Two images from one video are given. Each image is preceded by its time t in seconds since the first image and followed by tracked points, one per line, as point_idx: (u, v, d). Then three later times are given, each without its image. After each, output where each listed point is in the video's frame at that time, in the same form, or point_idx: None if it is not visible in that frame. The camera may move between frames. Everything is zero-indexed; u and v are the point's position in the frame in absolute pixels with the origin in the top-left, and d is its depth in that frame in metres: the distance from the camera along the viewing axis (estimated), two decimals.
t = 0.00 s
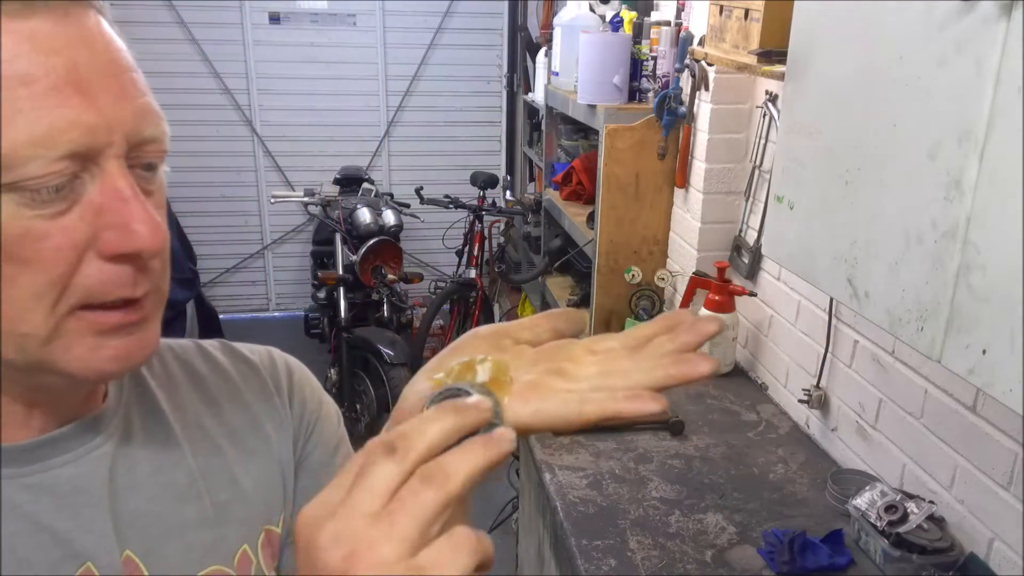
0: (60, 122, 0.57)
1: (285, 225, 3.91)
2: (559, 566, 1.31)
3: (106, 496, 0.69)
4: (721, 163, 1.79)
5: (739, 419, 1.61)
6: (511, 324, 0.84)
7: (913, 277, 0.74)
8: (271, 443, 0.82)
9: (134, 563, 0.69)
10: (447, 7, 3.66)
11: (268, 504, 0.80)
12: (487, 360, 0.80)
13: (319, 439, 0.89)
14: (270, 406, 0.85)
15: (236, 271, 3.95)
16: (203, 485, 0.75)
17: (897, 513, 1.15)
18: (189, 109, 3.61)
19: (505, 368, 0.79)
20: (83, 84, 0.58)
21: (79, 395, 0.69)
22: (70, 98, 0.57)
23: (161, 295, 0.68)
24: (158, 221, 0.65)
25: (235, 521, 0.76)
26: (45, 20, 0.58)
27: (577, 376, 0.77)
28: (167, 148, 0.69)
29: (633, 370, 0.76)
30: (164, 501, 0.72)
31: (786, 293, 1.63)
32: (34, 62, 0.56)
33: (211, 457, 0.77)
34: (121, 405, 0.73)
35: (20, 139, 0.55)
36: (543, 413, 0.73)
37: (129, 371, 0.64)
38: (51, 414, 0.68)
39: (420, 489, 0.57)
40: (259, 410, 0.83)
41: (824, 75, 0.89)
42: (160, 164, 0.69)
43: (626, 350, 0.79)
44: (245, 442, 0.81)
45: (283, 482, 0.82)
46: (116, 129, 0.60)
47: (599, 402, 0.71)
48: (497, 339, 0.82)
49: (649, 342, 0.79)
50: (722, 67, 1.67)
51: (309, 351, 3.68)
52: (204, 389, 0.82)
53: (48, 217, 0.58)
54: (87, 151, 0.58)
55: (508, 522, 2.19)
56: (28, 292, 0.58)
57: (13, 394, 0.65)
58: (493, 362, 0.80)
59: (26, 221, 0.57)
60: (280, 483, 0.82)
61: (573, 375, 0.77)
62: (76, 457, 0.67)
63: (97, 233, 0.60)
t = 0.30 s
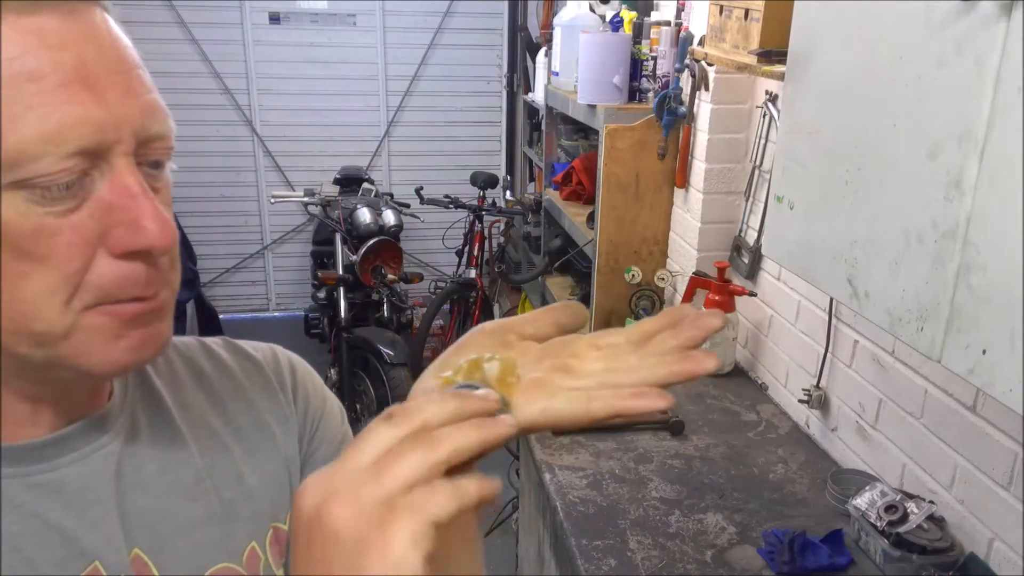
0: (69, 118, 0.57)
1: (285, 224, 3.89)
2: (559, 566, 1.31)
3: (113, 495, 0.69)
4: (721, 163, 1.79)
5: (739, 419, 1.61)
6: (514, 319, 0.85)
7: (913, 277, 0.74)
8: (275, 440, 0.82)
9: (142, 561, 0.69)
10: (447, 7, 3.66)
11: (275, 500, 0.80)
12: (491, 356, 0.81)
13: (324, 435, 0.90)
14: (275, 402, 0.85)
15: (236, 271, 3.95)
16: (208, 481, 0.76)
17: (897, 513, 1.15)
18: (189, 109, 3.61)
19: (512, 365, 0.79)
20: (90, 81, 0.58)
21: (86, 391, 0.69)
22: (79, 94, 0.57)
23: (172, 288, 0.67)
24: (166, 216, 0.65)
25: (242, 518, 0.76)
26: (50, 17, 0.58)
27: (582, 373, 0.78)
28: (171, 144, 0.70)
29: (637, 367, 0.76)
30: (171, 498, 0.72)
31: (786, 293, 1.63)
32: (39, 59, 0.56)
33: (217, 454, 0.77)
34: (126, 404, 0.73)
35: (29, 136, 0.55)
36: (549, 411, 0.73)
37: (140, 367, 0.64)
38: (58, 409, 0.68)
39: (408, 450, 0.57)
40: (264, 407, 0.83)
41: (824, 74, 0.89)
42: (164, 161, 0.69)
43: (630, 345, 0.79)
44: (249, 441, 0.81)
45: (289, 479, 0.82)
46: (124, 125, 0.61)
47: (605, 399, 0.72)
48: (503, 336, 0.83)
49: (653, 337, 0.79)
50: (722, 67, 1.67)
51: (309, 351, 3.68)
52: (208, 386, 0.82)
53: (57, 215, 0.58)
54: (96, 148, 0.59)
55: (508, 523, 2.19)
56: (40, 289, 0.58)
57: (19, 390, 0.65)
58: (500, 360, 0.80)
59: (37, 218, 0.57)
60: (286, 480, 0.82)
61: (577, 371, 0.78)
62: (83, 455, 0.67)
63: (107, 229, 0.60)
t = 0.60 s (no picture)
0: (114, 129, 0.51)
1: (285, 224, 3.90)
2: (559, 566, 1.31)
3: (128, 490, 0.64)
4: (721, 163, 1.79)
5: (739, 419, 1.61)
6: (544, 327, 0.87)
7: (913, 277, 0.74)
8: (292, 446, 0.82)
9: (159, 558, 0.63)
10: (447, 8, 3.66)
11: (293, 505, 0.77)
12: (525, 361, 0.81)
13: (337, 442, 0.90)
14: (291, 409, 0.85)
15: (236, 271, 3.95)
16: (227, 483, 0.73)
17: (897, 513, 1.15)
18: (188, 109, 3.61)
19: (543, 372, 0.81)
20: (130, 90, 0.52)
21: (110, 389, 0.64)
22: (125, 107, 0.52)
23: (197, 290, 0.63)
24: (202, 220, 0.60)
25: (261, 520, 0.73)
26: (89, 25, 0.51)
27: (612, 381, 0.81)
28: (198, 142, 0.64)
29: (665, 374, 0.81)
30: (191, 498, 0.68)
31: (786, 293, 1.63)
32: (77, 66, 0.49)
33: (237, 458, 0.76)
34: (145, 402, 0.70)
35: (72, 150, 0.49)
36: (582, 412, 0.75)
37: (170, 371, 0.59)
38: (80, 407, 0.63)
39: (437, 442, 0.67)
40: (280, 414, 0.84)
41: (824, 74, 0.89)
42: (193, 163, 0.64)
43: (656, 358, 0.85)
44: (266, 445, 0.80)
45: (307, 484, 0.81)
46: (166, 134, 0.55)
47: (635, 402, 0.75)
48: (536, 344, 0.85)
49: (679, 349, 0.85)
50: (722, 67, 1.67)
51: (309, 351, 3.68)
52: (226, 392, 0.82)
53: (96, 220, 0.52)
54: (139, 156, 0.53)
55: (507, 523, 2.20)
56: (82, 290, 0.52)
57: (44, 387, 0.58)
58: (533, 367, 0.80)
59: (80, 225, 0.51)
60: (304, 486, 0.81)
61: (607, 379, 0.82)
62: (104, 449, 0.63)
63: (146, 236, 0.55)
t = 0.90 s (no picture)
0: (150, 128, 0.55)
1: (285, 224, 3.90)
2: (559, 566, 1.31)
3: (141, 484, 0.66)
4: (721, 163, 1.79)
5: (739, 419, 1.61)
6: (571, 338, 0.95)
7: (913, 277, 0.74)
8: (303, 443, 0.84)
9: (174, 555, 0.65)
10: (447, 7, 3.66)
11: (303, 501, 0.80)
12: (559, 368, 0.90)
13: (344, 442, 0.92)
14: (300, 409, 0.88)
15: (236, 271, 3.95)
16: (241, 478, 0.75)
17: (897, 513, 1.15)
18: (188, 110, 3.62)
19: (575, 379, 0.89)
20: (164, 90, 0.57)
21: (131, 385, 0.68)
22: (156, 107, 0.56)
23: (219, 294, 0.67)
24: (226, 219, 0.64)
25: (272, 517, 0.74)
26: (126, 26, 0.56)
27: (639, 386, 0.86)
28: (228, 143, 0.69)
29: (690, 381, 0.85)
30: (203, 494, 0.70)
31: (785, 293, 1.63)
32: (119, 67, 0.54)
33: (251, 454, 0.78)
34: (160, 398, 0.72)
35: (108, 146, 0.53)
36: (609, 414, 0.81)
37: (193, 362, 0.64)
38: (101, 400, 0.66)
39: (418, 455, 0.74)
40: (291, 414, 0.86)
41: (824, 74, 0.89)
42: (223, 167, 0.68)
43: (683, 365, 0.89)
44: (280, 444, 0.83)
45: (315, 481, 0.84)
46: (195, 134, 0.59)
47: (658, 406, 0.79)
48: (565, 352, 0.93)
49: (703, 359, 0.89)
50: (722, 67, 1.67)
51: (309, 351, 3.68)
52: (239, 394, 0.83)
53: (126, 218, 0.57)
54: (171, 155, 0.57)
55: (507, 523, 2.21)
56: (109, 288, 0.57)
57: (66, 382, 0.62)
58: (563, 370, 0.90)
59: (111, 222, 0.55)
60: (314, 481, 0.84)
61: (635, 384, 0.87)
62: (120, 445, 0.66)
63: (172, 233, 0.59)
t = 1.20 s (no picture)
0: (132, 118, 0.57)
1: (285, 224, 3.90)
2: (559, 567, 1.31)
3: (141, 485, 0.68)
4: (721, 163, 1.79)
5: (739, 419, 1.61)
6: (539, 326, 0.82)
7: (913, 277, 0.74)
8: (303, 441, 0.82)
9: (172, 552, 0.69)
10: (447, 8, 3.66)
11: (303, 500, 0.79)
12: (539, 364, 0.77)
13: (345, 441, 0.89)
14: (299, 405, 0.84)
15: (236, 271, 3.95)
16: (238, 476, 0.75)
17: (897, 513, 1.16)
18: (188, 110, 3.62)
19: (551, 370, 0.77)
20: (147, 80, 0.58)
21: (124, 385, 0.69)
22: (138, 96, 0.58)
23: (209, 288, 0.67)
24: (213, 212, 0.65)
25: (274, 513, 0.77)
26: (115, 20, 0.58)
27: (614, 374, 0.79)
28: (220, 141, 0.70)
29: (668, 368, 0.80)
30: (200, 493, 0.72)
31: (785, 293, 1.63)
32: (104, 60, 0.56)
33: (246, 452, 0.77)
34: (156, 398, 0.73)
35: (89, 135, 0.55)
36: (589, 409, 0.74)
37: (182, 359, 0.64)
38: (95, 400, 0.68)
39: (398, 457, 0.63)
40: (290, 410, 0.83)
41: (824, 75, 0.89)
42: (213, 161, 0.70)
43: (656, 349, 0.83)
44: (278, 440, 0.81)
45: (316, 480, 0.82)
46: (179, 125, 0.61)
47: (638, 399, 0.74)
48: (536, 343, 0.80)
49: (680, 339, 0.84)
50: (722, 67, 1.67)
51: (309, 351, 3.68)
52: (235, 389, 0.82)
53: (109, 208, 0.58)
54: (151, 144, 0.59)
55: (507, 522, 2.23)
56: (89, 277, 0.57)
57: (55, 380, 0.64)
58: (539, 364, 0.77)
59: (92, 212, 0.57)
60: (313, 479, 0.82)
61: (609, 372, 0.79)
62: (115, 446, 0.67)
63: (157, 224, 0.60)
